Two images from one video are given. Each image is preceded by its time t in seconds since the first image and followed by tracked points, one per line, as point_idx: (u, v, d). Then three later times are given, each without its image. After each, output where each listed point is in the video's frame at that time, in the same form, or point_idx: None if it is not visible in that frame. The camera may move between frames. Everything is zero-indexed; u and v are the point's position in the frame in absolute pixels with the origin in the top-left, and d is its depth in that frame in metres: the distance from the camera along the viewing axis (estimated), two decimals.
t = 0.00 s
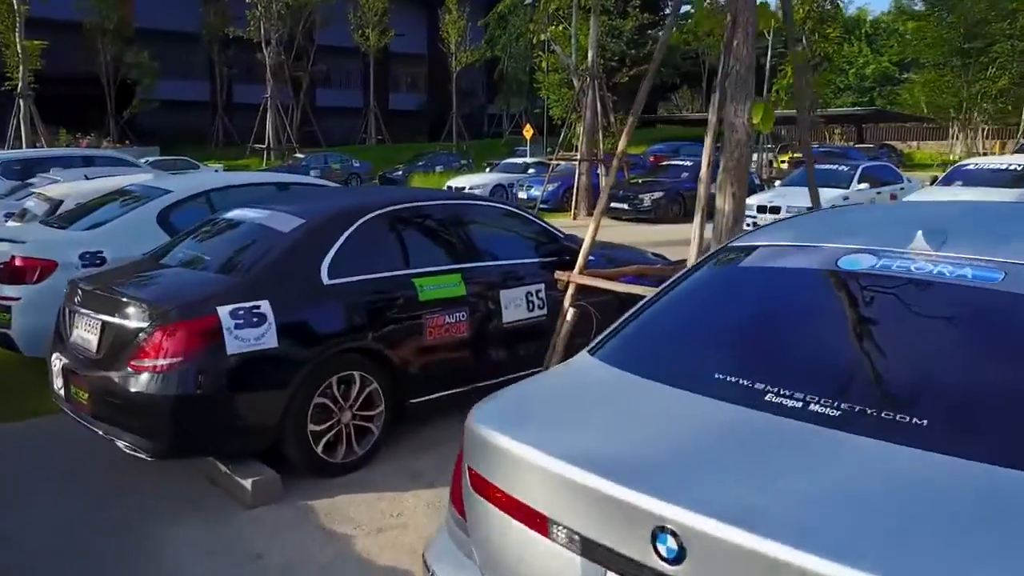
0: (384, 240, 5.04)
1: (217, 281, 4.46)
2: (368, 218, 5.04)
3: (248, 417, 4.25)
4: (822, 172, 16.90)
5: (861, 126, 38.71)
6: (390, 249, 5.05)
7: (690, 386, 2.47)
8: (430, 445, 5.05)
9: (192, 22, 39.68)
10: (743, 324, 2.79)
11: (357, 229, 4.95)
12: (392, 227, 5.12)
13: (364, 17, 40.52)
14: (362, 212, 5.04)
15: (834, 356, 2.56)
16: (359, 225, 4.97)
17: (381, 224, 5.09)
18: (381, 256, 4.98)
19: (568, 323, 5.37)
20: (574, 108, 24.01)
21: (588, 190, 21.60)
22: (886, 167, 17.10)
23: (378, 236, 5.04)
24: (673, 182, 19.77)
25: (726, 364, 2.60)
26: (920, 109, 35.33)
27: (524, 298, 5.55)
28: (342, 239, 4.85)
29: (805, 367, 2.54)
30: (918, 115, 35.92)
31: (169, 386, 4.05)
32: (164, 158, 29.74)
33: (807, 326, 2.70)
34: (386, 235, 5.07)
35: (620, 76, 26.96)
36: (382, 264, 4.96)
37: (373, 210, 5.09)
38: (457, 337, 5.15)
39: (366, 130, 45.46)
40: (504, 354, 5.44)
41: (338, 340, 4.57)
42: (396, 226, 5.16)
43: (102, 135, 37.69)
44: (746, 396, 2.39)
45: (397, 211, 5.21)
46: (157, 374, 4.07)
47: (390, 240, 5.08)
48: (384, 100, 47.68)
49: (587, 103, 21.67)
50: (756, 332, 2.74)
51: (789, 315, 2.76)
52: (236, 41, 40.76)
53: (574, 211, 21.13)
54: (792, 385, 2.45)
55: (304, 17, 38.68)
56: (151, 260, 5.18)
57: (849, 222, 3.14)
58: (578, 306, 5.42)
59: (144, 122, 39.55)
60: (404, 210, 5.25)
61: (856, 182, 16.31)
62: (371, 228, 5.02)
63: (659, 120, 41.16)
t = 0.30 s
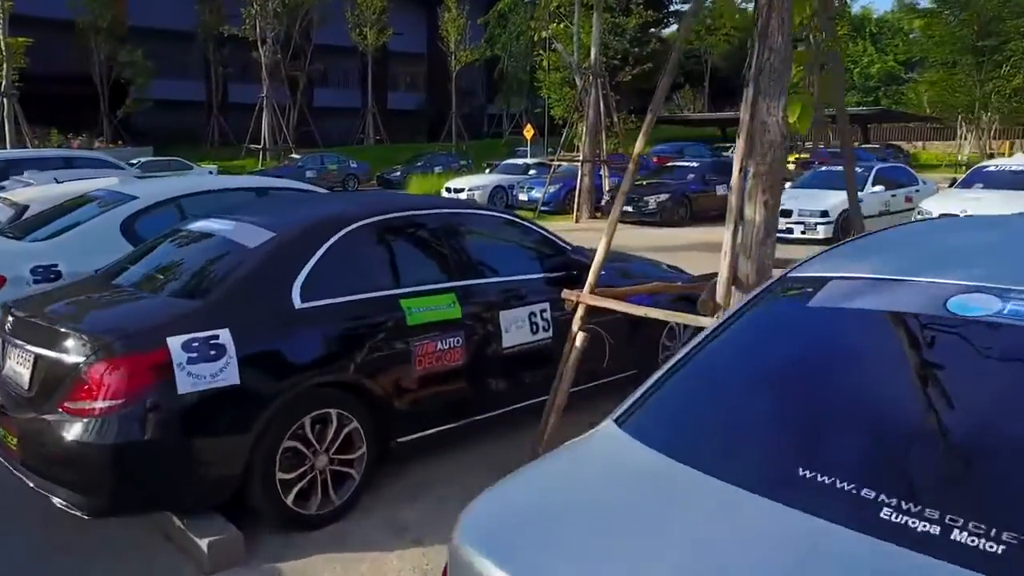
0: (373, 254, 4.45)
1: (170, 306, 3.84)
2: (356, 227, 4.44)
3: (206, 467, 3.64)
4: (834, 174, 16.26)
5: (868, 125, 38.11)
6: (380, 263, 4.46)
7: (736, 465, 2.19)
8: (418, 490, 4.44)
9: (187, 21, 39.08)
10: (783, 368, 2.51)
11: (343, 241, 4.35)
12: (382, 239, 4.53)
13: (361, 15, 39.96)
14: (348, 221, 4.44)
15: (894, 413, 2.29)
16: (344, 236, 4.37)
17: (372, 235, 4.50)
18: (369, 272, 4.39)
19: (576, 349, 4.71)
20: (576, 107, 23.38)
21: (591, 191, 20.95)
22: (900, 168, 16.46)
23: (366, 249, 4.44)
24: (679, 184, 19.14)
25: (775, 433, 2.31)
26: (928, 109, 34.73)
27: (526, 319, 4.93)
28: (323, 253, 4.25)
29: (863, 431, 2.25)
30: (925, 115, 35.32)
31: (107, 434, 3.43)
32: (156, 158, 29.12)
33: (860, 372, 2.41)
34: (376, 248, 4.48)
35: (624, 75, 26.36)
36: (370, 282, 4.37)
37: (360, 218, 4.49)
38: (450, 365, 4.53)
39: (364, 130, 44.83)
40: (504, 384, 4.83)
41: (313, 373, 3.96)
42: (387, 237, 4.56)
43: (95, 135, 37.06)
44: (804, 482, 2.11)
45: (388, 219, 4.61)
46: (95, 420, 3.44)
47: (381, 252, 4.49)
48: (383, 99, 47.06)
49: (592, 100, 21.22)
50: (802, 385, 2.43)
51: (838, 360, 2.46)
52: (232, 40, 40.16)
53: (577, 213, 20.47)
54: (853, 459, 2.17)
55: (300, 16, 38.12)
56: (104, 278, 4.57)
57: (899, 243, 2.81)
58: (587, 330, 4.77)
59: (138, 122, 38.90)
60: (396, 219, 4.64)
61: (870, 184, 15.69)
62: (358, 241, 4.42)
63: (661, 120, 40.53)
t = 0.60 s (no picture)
0: (358, 271, 3.85)
1: (107, 339, 3.24)
2: (340, 239, 3.84)
3: (144, 535, 3.05)
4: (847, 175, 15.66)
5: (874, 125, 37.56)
6: (366, 281, 3.86)
7: (802, 552, 1.81)
8: (404, 547, 3.84)
9: (182, 19, 38.53)
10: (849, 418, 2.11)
11: (324, 256, 3.76)
12: (370, 252, 3.93)
13: (359, 13, 39.41)
14: (331, 232, 3.84)
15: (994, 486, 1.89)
16: (324, 250, 3.77)
17: (361, 247, 3.91)
18: (353, 293, 3.79)
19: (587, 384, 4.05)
20: (578, 107, 22.79)
21: (593, 192, 20.32)
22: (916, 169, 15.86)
23: (350, 265, 3.85)
24: (684, 186, 18.54)
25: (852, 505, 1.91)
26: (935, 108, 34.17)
27: (531, 346, 4.32)
28: (299, 268, 3.65)
29: (956, 499, 1.86)
30: (932, 114, 34.73)
31: (16, 502, 2.84)
32: (148, 159, 28.54)
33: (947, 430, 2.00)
34: (363, 264, 3.88)
35: (627, 73, 25.74)
36: (354, 303, 3.78)
37: (345, 228, 3.89)
38: (441, 403, 3.92)
39: (362, 130, 44.26)
40: (505, 422, 4.22)
41: (281, 416, 3.37)
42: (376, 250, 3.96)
43: (87, 135, 36.49)
44: (886, 575, 1.73)
45: (378, 230, 4.01)
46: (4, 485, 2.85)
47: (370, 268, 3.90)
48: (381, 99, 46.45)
49: (596, 100, 20.50)
50: (877, 441, 2.03)
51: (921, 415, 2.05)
52: (228, 39, 39.60)
53: (579, 215, 19.87)
54: (946, 537, 1.78)
55: (297, 14, 37.57)
56: (43, 300, 3.99)
57: (991, 277, 2.43)
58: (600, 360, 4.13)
59: (132, 121, 38.34)
60: (386, 229, 4.04)
61: (885, 186, 15.09)
62: (339, 256, 3.82)
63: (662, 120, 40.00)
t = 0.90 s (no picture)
0: (340, 296, 3.26)
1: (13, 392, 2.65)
2: (319, 256, 3.25)
3: None
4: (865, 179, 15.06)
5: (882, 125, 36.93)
6: (350, 308, 3.27)
7: None
8: None
9: (177, 17, 37.97)
10: None
11: (298, 277, 3.17)
12: (355, 272, 3.34)
13: (357, 11, 38.86)
14: (309, 247, 3.25)
15: None
16: (299, 270, 3.18)
17: (346, 267, 3.32)
18: (334, 321, 3.21)
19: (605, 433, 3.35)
20: (580, 106, 22.16)
21: (597, 194, 19.70)
22: (937, 169, 15.23)
23: (330, 287, 3.26)
24: (691, 188, 17.93)
25: None
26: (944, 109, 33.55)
27: (537, 383, 3.71)
28: (266, 292, 3.06)
29: None
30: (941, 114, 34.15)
31: None
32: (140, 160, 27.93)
33: None
34: (348, 286, 3.30)
35: (631, 72, 25.11)
36: (333, 334, 3.19)
37: (326, 243, 3.30)
38: (428, 456, 3.30)
39: (359, 130, 43.71)
40: (506, 474, 3.60)
41: (235, 478, 2.78)
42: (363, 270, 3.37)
43: (80, 135, 35.96)
44: None
45: (367, 245, 3.42)
46: None
47: (355, 291, 3.31)
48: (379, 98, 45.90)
49: (598, 100, 19.80)
50: None
51: None
52: (224, 37, 39.01)
53: (581, 218, 19.28)
54: None
55: (294, 12, 37.04)
56: None
57: None
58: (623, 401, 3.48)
59: (125, 121, 37.82)
60: (376, 245, 3.45)
61: (904, 189, 14.50)
62: (316, 278, 3.23)
63: (665, 120, 39.41)
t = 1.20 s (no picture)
0: (316, 330, 2.71)
1: None
2: (293, 283, 2.71)
3: None
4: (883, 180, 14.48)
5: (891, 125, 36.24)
6: (325, 344, 2.72)
7: None
8: None
9: (171, 15, 37.36)
10: None
11: (267, 311, 2.63)
12: (336, 300, 2.80)
13: (354, 9, 38.27)
14: (280, 270, 2.71)
15: None
16: (266, 300, 2.64)
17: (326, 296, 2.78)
18: (305, 363, 2.66)
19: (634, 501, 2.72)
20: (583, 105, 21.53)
21: (600, 195, 19.07)
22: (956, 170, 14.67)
23: (305, 318, 2.71)
24: (699, 190, 17.31)
25: None
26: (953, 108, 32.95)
27: (546, 440, 3.13)
28: (224, 328, 2.52)
29: None
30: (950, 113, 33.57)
31: None
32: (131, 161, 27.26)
33: None
34: (326, 319, 2.76)
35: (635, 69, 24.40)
36: (305, 377, 2.64)
37: (301, 264, 2.76)
38: (414, 535, 2.74)
39: (357, 130, 43.10)
40: (504, 550, 3.03)
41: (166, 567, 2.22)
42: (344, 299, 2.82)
43: (72, 135, 35.33)
44: None
45: (352, 269, 2.87)
46: None
47: (337, 323, 2.78)
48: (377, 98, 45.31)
49: (602, 99, 18.98)
50: None
51: None
52: (220, 35, 38.39)
53: (585, 221, 18.64)
54: None
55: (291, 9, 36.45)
56: None
57: None
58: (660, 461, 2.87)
59: (118, 121, 37.22)
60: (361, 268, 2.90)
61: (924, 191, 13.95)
62: (289, 310, 2.69)
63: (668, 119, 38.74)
